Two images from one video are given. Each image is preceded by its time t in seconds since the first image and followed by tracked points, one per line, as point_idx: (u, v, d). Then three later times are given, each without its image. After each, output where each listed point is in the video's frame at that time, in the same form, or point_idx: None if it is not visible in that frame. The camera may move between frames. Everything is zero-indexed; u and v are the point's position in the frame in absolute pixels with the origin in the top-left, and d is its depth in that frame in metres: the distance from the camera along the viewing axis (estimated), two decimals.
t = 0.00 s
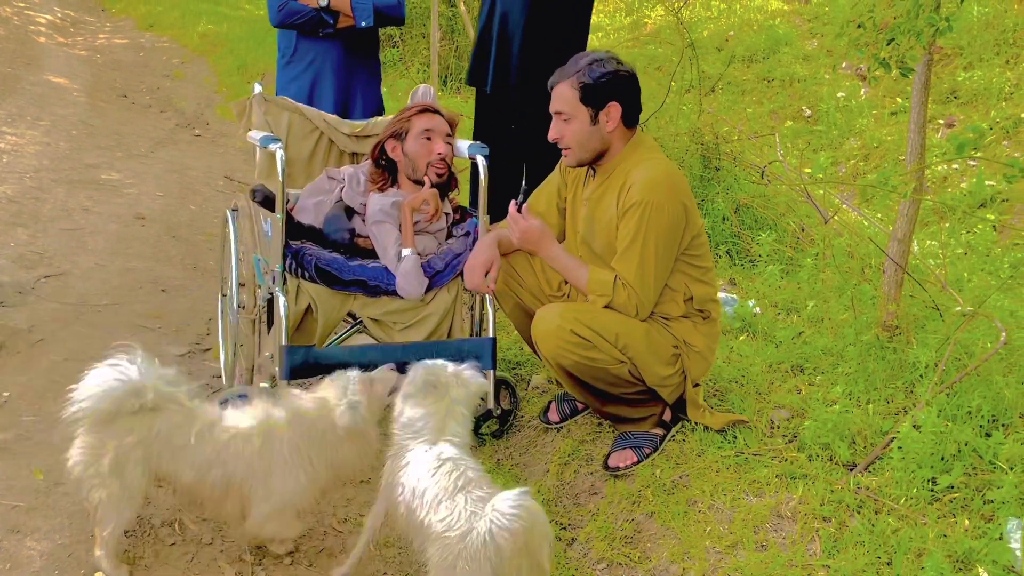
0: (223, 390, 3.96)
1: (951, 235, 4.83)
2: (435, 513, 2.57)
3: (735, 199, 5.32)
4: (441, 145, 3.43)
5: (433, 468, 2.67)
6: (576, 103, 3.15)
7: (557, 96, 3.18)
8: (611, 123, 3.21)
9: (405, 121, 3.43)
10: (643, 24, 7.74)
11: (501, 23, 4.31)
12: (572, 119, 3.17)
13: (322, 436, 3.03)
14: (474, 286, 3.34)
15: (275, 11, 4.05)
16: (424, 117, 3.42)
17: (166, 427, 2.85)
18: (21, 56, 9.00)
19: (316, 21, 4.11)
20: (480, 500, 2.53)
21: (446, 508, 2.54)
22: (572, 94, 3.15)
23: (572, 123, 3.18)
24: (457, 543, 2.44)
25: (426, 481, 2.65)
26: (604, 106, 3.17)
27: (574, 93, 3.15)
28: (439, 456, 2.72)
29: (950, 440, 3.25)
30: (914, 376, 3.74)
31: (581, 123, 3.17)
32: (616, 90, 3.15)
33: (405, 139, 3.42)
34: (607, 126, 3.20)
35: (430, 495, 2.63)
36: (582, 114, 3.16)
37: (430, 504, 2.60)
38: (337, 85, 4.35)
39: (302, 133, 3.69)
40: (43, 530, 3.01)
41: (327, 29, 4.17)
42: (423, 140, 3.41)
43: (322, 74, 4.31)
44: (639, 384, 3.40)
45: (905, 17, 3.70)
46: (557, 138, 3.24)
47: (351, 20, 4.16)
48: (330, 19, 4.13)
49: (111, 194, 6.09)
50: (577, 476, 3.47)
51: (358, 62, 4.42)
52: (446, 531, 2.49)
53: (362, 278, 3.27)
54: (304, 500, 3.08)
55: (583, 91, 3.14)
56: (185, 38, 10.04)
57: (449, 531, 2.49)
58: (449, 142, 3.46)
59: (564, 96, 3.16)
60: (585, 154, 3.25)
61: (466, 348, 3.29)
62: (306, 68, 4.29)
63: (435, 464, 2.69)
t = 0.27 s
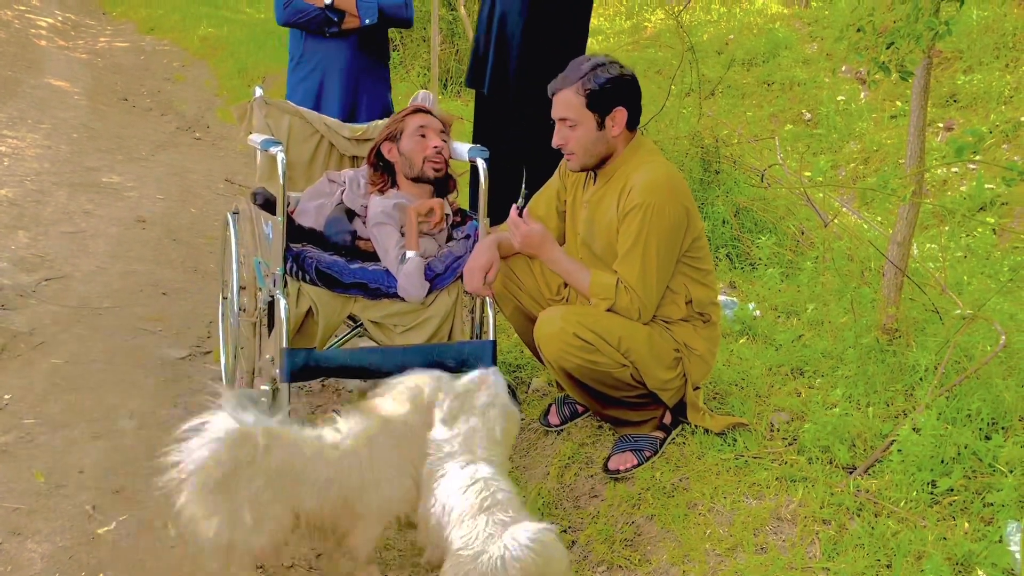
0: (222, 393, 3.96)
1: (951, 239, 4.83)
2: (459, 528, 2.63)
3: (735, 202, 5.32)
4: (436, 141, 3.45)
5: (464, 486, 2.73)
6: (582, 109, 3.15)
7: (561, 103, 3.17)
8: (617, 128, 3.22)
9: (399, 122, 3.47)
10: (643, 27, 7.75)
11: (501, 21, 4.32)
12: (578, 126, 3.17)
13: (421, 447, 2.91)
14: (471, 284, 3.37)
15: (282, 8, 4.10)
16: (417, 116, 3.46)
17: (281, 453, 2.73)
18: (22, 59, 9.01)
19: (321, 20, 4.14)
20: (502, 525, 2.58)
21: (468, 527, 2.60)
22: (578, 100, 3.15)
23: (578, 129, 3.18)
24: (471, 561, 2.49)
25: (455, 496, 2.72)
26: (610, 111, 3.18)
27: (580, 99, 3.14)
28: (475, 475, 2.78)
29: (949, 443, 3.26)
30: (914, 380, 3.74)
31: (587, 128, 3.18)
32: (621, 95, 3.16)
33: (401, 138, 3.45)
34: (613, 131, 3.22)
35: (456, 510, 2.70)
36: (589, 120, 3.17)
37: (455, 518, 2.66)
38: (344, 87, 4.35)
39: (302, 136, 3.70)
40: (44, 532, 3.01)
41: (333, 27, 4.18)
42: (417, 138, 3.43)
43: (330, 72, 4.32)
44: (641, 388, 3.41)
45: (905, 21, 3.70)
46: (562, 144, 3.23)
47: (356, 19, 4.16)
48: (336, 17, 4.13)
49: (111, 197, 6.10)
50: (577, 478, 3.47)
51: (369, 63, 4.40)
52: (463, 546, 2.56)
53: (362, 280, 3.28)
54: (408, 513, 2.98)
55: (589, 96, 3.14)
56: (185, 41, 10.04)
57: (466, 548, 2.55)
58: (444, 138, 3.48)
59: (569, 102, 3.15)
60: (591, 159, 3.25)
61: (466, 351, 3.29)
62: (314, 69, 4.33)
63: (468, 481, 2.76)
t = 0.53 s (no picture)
0: (224, 397, 3.96)
1: (953, 242, 4.83)
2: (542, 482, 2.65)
3: (736, 205, 5.32)
4: (437, 145, 3.45)
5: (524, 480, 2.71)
6: (592, 113, 3.15)
7: (571, 106, 3.17)
8: (625, 133, 3.23)
9: (401, 127, 3.48)
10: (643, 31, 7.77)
11: (501, 21, 4.34)
12: (587, 130, 3.18)
13: (497, 432, 2.96)
14: (451, 270, 3.33)
15: (293, 10, 4.18)
16: (419, 121, 3.47)
17: (385, 464, 2.70)
18: (24, 63, 9.02)
19: (332, 22, 4.18)
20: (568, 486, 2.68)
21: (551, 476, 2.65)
22: (587, 104, 3.14)
23: (587, 133, 3.18)
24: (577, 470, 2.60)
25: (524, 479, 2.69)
26: (620, 116, 3.19)
27: (590, 103, 3.14)
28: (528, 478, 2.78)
29: (952, 447, 3.27)
30: (916, 383, 3.74)
31: (596, 132, 3.18)
32: (630, 99, 3.17)
33: (402, 143, 3.46)
34: (621, 135, 3.23)
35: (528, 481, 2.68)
36: (599, 124, 3.17)
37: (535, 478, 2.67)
38: (353, 90, 4.35)
39: (304, 140, 3.70)
40: (46, 536, 3.01)
41: (343, 30, 4.21)
42: (419, 143, 3.44)
43: (338, 76, 4.33)
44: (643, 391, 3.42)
45: (906, 25, 3.70)
46: (569, 146, 3.23)
47: (366, 22, 4.19)
48: (345, 19, 4.17)
49: (113, 201, 6.10)
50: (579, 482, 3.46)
51: (380, 66, 4.39)
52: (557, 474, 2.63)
53: (364, 284, 3.30)
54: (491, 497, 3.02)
55: (601, 101, 3.14)
56: (187, 45, 10.06)
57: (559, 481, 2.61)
58: (445, 143, 3.48)
59: (579, 106, 3.15)
60: (597, 161, 3.25)
61: (468, 355, 3.29)
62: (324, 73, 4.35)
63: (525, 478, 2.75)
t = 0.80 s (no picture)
0: (226, 401, 3.96)
1: (954, 247, 4.83)
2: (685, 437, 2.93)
3: (738, 209, 5.33)
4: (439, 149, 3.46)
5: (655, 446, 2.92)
6: (598, 108, 3.15)
7: (578, 100, 3.17)
8: (630, 131, 3.23)
9: (403, 130, 3.48)
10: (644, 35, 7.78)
11: (502, 22, 4.35)
12: (592, 125, 3.18)
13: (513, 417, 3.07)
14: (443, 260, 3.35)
15: (304, 16, 4.16)
16: (421, 124, 3.47)
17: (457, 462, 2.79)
18: (26, 68, 9.04)
19: (344, 28, 4.19)
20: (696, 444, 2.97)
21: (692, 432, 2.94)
22: (594, 99, 3.15)
23: (592, 128, 3.18)
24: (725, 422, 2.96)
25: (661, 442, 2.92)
26: (626, 113, 3.20)
27: (597, 98, 3.15)
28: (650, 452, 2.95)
29: (955, 451, 3.27)
30: (918, 387, 3.73)
31: (601, 128, 3.18)
32: (637, 98, 3.18)
33: (404, 147, 3.46)
34: (626, 134, 3.23)
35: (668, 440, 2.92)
36: (604, 120, 3.17)
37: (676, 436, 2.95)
38: (363, 96, 4.36)
39: (306, 143, 3.70)
40: (49, 540, 3.01)
41: (355, 36, 4.22)
42: (421, 146, 3.44)
43: (347, 83, 4.34)
44: (645, 394, 3.42)
45: (908, 28, 3.70)
46: (573, 141, 3.23)
47: (378, 29, 4.22)
48: (358, 26, 4.19)
49: (115, 206, 6.11)
50: (581, 486, 3.45)
51: (389, 73, 4.40)
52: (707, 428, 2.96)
53: (365, 288, 3.28)
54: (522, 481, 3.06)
55: (607, 97, 3.15)
56: (189, 50, 10.08)
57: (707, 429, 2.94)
58: (447, 147, 3.48)
59: (586, 101, 3.16)
60: (600, 159, 3.25)
61: (470, 359, 3.29)
62: (333, 78, 4.35)
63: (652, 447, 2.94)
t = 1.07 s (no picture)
0: (227, 407, 3.96)
1: (956, 251, 4.84)
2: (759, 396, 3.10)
3: (739, 214, 5.33)
4: (442, 155, 3.46)
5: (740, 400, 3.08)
6: (599, 120, 3.16)
7: (578, 113, 3.16)
8: (631, 141, 3.24)
9: (405, 136, 3.49)
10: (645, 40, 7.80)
11: (502, 26, 4.36)
12: (595, 138, 3.18)
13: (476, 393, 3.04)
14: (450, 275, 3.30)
15: (315, 26, 4.18)
16: (423, 130, 3.48)
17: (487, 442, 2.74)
18: (27, 74, 9.05)
19: (354, 38, 4.20)
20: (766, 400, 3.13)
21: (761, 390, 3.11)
22: (596, 112, 3.15)
23: (595, 141, 3.18)
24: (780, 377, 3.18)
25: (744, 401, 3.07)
26: (628, 123, 3.20)
27: (598, 111, 3.15)
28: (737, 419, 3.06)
29: (958, 456, 3.25)
30: (920, 393, 3.73)
31: (604, 140, 3.18)
32: (636, 107, 3.19)
33: (406, 152, 3.46)
34: (627, 143, 3.24)
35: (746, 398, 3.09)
36: (606, 131, 3.18)
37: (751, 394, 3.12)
38: (370, 105, 4.35)
39: (308, 149, 3.71)
40: (50, 546, 3.01)
41: (366, 47, 4.24)
42: (423, 152, 3.45)
43: (355, 92, 4.33)
44: (650, 400, 3.42)
45: (909, 34, 3.71)
46: (576, 154, 3.22)
47: (388, 39, 4.25)
48: (368, 37, 4.22)
49: (117, 211, 6.12)
50: (583, 492, 3.45)
51: (394, 81, 4.42)
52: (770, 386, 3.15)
53: (367, 293, 3.28)
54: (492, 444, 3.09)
55: (608, 109, 3.15)
56: (191, 55, 10.10)
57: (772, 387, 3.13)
58: (450, 153, 3.49)
59: (587, 113, 3.15)
60: (604, 170, 3.25)
61: (471, 365, 3.28)
62: (341, 85, 4.33)
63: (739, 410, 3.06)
